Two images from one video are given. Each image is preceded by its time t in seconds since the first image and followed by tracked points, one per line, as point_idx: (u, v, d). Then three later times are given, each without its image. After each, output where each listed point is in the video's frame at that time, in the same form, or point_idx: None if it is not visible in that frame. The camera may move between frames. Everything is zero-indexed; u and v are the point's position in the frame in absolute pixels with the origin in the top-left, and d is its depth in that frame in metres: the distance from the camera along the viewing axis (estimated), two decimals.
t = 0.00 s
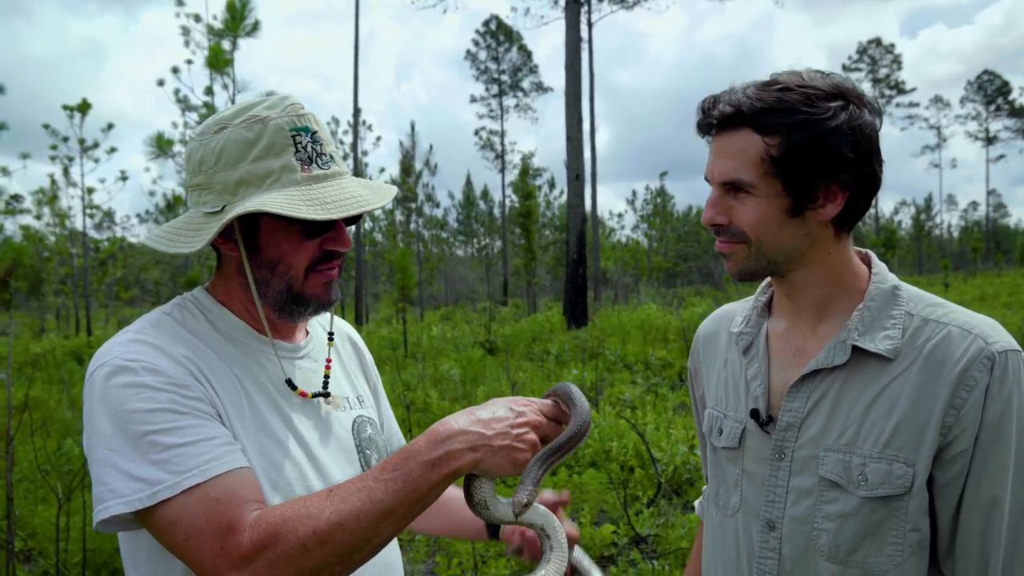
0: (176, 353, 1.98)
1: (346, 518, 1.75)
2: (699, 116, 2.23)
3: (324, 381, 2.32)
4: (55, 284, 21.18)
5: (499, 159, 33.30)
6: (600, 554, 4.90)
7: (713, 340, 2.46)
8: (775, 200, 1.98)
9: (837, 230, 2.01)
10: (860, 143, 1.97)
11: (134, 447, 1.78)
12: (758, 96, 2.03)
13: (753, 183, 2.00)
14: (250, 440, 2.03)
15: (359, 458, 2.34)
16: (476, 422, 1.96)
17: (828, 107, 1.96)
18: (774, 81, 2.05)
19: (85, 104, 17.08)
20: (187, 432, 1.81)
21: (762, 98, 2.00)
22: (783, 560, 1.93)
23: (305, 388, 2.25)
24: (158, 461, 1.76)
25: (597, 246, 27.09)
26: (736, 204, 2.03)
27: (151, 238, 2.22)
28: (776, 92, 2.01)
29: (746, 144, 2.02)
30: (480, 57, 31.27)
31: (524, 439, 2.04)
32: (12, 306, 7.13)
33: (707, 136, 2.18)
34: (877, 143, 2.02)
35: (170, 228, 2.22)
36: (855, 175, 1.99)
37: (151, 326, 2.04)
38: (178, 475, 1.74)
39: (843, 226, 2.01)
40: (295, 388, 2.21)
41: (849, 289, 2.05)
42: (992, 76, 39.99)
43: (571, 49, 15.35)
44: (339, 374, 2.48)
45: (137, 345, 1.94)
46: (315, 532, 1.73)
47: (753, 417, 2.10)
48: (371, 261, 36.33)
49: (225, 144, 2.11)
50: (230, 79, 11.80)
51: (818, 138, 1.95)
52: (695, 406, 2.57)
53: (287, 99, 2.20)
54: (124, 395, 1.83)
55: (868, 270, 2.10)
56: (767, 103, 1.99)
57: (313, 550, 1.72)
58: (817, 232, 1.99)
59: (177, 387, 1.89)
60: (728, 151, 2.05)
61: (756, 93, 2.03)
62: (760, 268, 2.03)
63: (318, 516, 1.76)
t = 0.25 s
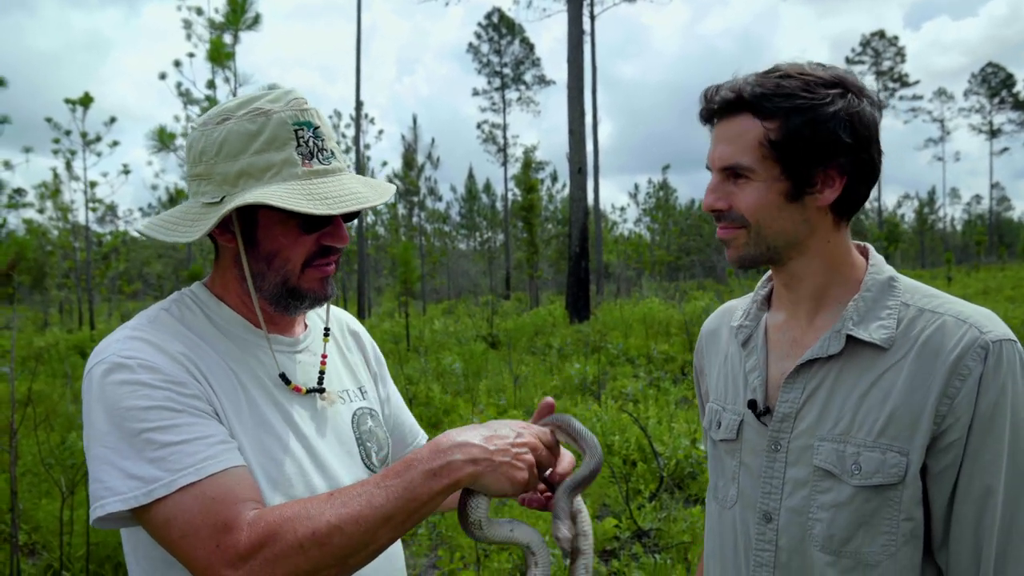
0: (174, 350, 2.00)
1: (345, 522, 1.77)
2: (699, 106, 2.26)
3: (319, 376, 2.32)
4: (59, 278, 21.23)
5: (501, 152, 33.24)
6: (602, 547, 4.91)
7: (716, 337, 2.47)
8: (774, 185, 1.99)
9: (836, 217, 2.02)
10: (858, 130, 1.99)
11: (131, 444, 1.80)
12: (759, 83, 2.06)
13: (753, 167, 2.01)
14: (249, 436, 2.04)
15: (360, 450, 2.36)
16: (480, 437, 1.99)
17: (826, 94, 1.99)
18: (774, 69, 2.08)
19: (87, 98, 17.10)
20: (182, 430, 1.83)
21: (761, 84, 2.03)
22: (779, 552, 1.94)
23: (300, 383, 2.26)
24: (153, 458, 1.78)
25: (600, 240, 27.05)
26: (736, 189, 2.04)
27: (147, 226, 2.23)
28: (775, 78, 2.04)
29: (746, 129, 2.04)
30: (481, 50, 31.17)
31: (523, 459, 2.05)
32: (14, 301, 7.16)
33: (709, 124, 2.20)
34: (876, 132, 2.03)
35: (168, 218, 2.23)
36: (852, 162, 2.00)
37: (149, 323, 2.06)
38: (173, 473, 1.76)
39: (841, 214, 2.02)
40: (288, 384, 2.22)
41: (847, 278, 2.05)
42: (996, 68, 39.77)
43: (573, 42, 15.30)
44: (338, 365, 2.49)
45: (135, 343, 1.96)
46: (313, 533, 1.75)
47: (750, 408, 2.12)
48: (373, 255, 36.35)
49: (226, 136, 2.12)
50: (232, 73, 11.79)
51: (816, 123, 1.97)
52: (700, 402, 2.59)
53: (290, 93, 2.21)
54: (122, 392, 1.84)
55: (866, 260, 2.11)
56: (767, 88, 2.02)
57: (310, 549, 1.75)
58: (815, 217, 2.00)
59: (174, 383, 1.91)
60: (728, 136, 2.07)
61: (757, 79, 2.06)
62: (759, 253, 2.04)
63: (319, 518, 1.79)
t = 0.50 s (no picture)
0: (169, 352, 2.00)
1: (338, 524, 1.77)
2: (696, 101, 2.26)
3: (316, 378, 2.31)
4: (60, 276, 21.24)
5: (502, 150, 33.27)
6: (603, 546, 4.90)
7: (713, 336, 2.47)
8: (764, 181, 1.99)
9: (826, 219, 2.01)
10: (849, 131, 1.99)
11: (124, 447, 1.80)
12: (755, 80, 2.06)
13: (743, 163, 2.01)
14: (243, 438, 2.04)
15: (359, 449, 2.36)
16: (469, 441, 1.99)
17: (820, 94, 1.99)
18: (772, 67, 2.08)
19: (88, 96, 17.08)
20: (177, 433, 1.83)
21: (757, 81, 2.03)
22: (780, 550, 1.94)
23: (296, 387, 2.25)
24: (146, 461, 1.78)
25: (601, 237, 27.03)
26: (724, 184, 2.04)
27: (141, 225, 2.25)
28: (771, 76, 2.04)
29: (739, 124, 2.04)
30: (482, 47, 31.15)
31: (513, 464, 2.06)
32: (15, 298, 7.15)
33: (704, 119, 2.21)
34: (868, 136, 2.03)
35: (161, 219, 2.24)
36: (842, 162, 2.00)
37: (144, 324, 2.07)
38: (166, 477, 1.76)
39: (831, 216, 2.01)
40: (283, 388, 2.21)
41: (840, 279, 2.05)
42: (998, 65, 39.71)
43: (574, 39, 15.28)
44: (336, 366, 2.48)
45: (129, 345, 1.96)
46: (307, 536, 1.76)
47: (747, 408, 2.12)
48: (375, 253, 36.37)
49: (217, 139, 2.11)
50: (232, 70, 11.78)
51: (810, 122, 1.97)
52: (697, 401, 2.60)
53: (283, 94, 2.20)
54: (115, 394, 1.85)
55: (859, 260, 2.10)
56: (762, 85, 2.02)
57: (304, 551, 1.75)
58: (804, 216, 2.00)
59: (167, 386, 1.91)
60: (721, 130, 2.07)
61: (753, 76, 2.06)
62: (745, 249, 2.04)
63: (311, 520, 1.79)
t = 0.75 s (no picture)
0: (164, 358, 1.99)
1: (322, 549, 1.82)
2: (687, 107, 2.24)
3: (314, 379, 2.30)
4: (59, 275, 21.23)
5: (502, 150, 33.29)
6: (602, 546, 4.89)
7: (710, 337, 2.46)
8: (766, 187, 1.98)
9: (826, 219, 2.01)
10: (846, 130, 1.99)
11: (114, 457, 1.81)
12: (747, 84, 2.04)
13: (743, 170, 2.00)
14: (239, 443, 2.03)
15: (358, 450, 2.36)
16: (450, 465, 2.00)
17: (815, 95, 1.98)
18: (761, 71, 2.07)
19: (87, 95, 17.07)
20: (168, 446, 1.83)
21: (750, 86, 2.02)
22: (782, 551, 1.94)
23: (295, 389, 2.24)
24: (135, 473, 1.79)
25: (600, 237, 27.02)
26: (725, 192, 2.03)
27: (136, 226, 2.23)
28: (763, 80, 2.02)
29: (736, 131, 2.03)
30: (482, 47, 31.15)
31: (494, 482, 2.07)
32: (13, 297, 7.14)
33: (697, 126, 2.19)
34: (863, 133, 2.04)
35: (159, 219, 2.23)
36: (841, 162, 2.00)
37: (139, 326, 2.06)
38: (154, 491, 1.77)
39: (831, 215, 2.01)
40: (282, 391, 2.20)
41: (839, 279, 2.05)
42: (997, 65, 39.73)
43: (574, 39, 15.27)
44: (334, 366, 2.47)
45: (124, 349, 1.94)
46: (291, 559, 1.81)
47: (747, 410, 2.11)
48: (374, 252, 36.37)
49: (219, 140, 2.10)
50: (232, 70, 11.76)
51: (806, 125, 1.96)
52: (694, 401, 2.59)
53: (286, 96, 2.19)
54: (109, 402, 1.84)
55: (856, 258, 2.10)
56: (754, 90, 2.01)
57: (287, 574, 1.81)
58: (806, 219, 1.99)
59: (160, 396, 1.89)
60: (717, 138, 2.06)
61: (745, 81, 2.04)
62: (749, 256, 2.02)
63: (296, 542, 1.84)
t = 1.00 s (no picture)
0: (158, 366, 1.98)
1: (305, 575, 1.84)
2: (690, 117, 2.19)
3: (317, 379, 2.32)
4: (59, 275, 21.22)
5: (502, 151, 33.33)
6: (602, 548, 4.89)
7: (711, 337, 2.46)
8: (782, 200, 1.97)
9: (835, 221, 2.02)
10: (853, 133, 1.99)
11: (101, 468, 1.78)
12: (752, 95, 2.01)
13: (757, 184, 1.98)
14: (234, 450, 2.02)
15: (358, 451, 2.36)
16: (434, 496, 1.97)
17: (822, 102, 1.97)
18: (765, 79, 2.04)
19: (88, 95, 17.08)
20: (157, 461, 1.82)
21: (756, 97, 1.98)
22: (783, 552, 1.94)
23: (301, 389, 2.27)
24: (121, 487, 1.77)
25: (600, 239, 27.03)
26: (742, 208, 2.02)
27: (134, 235, 2.19)
28: (768, 90, 1.99)
29: (745, 145, 1.99)
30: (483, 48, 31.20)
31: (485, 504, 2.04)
32: (13, 297, 7.14)
33: (702, 138, 2.15)
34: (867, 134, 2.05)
35: (156, 225, 2.22)
36: (851, 164, 2.01)
37: (135, 329, 2.05)
38: (139, 507, 1.77)
39: (839, 217, 2.02)
40: (288, 389, 2.23)
41: (847, 282, 2.05)
42: (996, 68, 39.78)
43: (575, 41, 15.28)
44: (332, 366, 2.47)
45: (117, 355, 1.93)
46: None
47: (751, 412, 2.11)
48: (374, 253, 36.38)
49: (215, 141, 2.08)
50: (233, 70, 11.77)
51: (816, 133, 1.95)
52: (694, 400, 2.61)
53: (278, 93, 2.18)
54: (99, 414, 1.82)
55: (860, 260, 2.11)
56: (761, 101, 1.97)
57: None
58: (822, 227, 2.00)
59: (151, 407, 1.88)
60: (727, 155, 2.02)
61: (749, 93, 2.01)
62: (769, 268, 2.03)
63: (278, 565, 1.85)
